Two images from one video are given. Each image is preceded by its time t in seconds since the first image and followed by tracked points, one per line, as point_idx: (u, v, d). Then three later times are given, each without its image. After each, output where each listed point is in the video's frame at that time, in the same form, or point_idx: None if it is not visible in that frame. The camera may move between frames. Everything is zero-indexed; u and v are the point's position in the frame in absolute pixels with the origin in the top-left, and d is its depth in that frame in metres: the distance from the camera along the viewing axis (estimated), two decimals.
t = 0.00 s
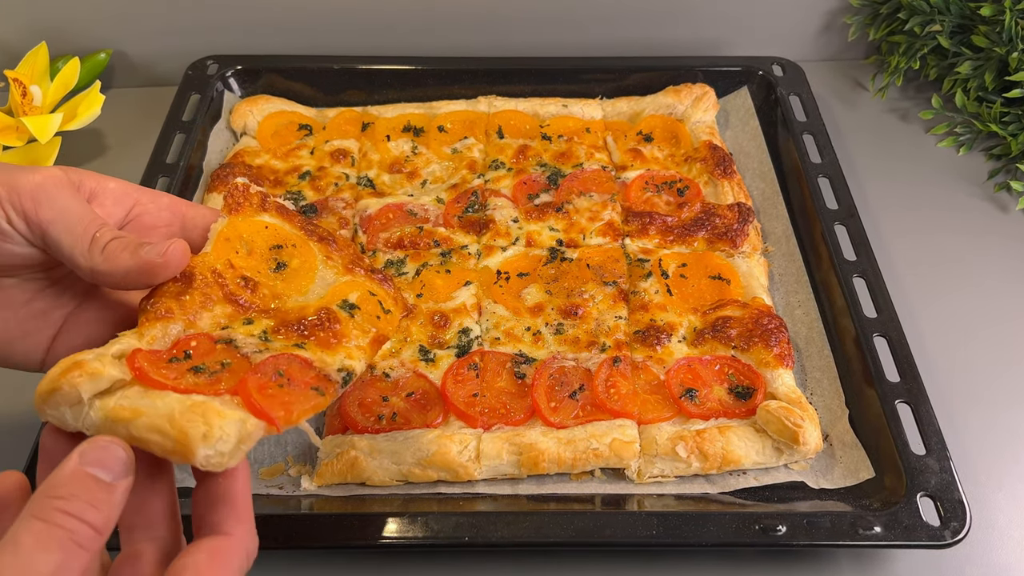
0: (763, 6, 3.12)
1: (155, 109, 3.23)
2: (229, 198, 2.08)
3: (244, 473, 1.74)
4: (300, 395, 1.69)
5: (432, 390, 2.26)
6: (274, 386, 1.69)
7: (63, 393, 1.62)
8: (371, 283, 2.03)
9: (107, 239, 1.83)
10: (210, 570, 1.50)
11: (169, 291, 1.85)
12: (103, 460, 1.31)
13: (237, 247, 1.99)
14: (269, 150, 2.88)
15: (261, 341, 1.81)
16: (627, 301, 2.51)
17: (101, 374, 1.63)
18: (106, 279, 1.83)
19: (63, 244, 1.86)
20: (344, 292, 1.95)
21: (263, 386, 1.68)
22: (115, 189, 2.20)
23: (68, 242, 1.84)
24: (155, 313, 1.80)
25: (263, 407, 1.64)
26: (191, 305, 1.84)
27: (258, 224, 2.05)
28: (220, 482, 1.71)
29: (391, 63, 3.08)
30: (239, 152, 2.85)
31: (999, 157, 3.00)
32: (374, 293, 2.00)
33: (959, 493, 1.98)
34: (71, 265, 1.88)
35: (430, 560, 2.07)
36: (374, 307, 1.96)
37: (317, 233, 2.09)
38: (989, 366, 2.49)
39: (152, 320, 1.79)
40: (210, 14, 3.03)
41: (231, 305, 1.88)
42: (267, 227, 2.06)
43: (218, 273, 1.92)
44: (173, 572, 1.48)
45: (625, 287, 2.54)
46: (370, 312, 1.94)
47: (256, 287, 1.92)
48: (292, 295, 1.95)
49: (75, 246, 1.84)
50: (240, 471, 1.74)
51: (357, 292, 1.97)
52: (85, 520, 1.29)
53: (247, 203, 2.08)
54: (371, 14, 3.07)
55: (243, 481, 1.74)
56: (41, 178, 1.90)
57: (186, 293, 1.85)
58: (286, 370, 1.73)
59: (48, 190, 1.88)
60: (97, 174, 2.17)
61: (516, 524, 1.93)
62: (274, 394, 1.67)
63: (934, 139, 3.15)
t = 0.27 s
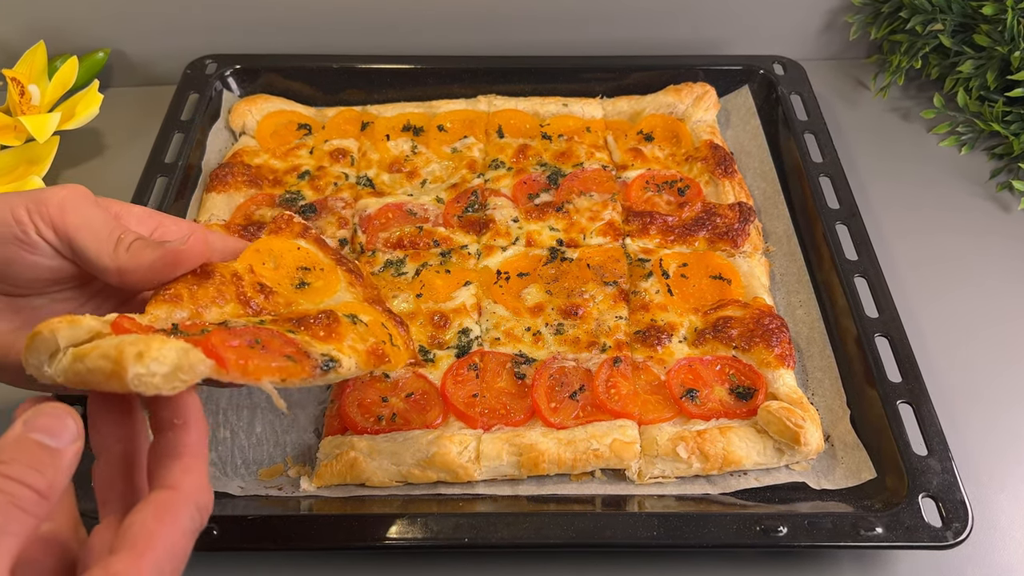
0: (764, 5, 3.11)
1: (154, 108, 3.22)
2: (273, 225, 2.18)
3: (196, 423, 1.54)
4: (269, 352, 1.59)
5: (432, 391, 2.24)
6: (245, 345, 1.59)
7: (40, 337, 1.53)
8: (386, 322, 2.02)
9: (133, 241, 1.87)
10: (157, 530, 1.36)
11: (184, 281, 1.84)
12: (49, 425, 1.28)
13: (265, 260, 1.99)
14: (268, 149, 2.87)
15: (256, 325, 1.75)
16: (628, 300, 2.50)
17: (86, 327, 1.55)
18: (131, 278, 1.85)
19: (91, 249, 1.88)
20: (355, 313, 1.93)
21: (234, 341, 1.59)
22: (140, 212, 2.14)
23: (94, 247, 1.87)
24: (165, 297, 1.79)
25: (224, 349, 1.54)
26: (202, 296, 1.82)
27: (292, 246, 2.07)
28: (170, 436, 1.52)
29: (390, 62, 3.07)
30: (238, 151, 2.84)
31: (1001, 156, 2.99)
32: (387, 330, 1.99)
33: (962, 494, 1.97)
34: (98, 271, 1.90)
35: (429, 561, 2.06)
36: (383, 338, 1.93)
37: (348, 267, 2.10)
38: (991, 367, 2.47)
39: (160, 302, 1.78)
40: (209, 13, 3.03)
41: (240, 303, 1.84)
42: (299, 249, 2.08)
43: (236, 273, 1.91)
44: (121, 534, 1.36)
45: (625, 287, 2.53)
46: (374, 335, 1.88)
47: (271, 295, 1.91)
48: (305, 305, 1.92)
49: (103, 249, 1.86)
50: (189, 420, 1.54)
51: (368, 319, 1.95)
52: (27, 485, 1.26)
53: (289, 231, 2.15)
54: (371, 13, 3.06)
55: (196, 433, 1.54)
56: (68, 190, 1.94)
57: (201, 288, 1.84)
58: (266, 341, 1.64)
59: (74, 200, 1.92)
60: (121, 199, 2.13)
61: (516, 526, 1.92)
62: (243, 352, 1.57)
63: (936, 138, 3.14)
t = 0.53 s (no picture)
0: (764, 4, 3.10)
1: (152, 107, 3.21)
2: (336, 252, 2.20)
3: (157, 401, 1.49)
4: (237, 340, 1.55)
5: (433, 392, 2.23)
6: (217, 331, 1.56)
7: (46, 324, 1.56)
8: (401, 363, 1.88)
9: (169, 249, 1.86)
10: (112, 504, 1.31)
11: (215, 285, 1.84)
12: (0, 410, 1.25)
13: (308, 279, 2.01)
14: (267, 149, 2.86)
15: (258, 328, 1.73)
16: (628, 300, 2.49)
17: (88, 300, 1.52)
18: (169, 285, 1.83)
19: (131, 259, 1.87)
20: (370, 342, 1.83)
21: (205, 325, 1.56)
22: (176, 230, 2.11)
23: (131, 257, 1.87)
24: (187, 299, 1.77)
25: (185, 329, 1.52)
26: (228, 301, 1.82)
27: (340, 274, 2.07)
28: (131, 412, 1.47)
29: (390, 61, 3.06)
30: (237, 151, 2.83)
31: (1003, 155, 2.98)
32: (400, 373, 1.84)
33: (963, 495, 1.96)
34: (137, 282, 1.88)
35: (428, 561, 2.05)
36: (390, 376, 1.80)
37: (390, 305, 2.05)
38: (992, 368, 2.46)
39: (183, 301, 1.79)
40: (208, 12, 3.02)
41: (262, 314, 1.82)
42: (348, 278, 2.07)
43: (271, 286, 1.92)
44: (78, 507, 1.32)
45: (626, 286, 2.52)
46: (374, 367, 1.76)
47: (297, 315, 1.88)
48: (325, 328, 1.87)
49: (142, 258, 1.86)
50: (149, 399, 1.49)
51: (385, 354, 1.84)
52: None
53: (349, 260, 2.17)
54: (370, 12, 3.05)
55: (157, 411, 1.49)
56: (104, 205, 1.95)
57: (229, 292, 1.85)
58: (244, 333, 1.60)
59: (111, 214, 1.93)
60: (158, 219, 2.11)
61: (516, 526, 1.91)
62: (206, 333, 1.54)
63: (938, 138, 3.13)
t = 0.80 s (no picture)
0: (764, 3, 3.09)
1: (151, 106, 3.20)
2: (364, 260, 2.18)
3: (203, 427, 1.57)
4: (228, 340, 1.52)
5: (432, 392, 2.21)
6: (212, 330, 1.53)
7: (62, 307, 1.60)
8: (406, 374, 1.84)
9: (190, 242, 1.88)
10: (162, 516, 1.35)
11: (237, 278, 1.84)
12: (52, 425, 1.25)
13: (327, 283, 1.98)
14: (266, 148, 2.85)
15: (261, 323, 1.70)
16: (629, 300, 2.48)
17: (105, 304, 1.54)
18: (190, 277, 1.83)
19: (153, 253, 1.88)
20: (376, 348, 1.80)
21: (200, 325, 1.54)
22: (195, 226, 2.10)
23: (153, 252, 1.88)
24: (202, 291, 1.77)
25: (173, 332, 1.50)
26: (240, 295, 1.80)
27: (361, 281, 2.05)
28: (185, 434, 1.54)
29: (389, 60, 3.05)
30: (236, 150, 2.82)
31: (1005, 155, 2.97)
32: (403, 383, 1.82)
33: (965, 496, 1.95)
34: (158, 275, 1.89)
35: (427, 563, 2.04)
36: (390, 385, 1.76)
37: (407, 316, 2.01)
38: (994, 369, 2.45)
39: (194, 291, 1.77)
40: (206, 11, 3.01)
41: (274, 313, 1.80)
42: (368, 286, 2.04)
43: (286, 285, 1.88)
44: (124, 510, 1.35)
45: (626, 286, 2.51)
46: (373, 372, 1.72)
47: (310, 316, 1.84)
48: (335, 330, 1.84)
49: (163, 252, 1.87)
50: (197, 424, 1.56)
51: (389, 362, 1.80)
52: (23, 477, 1.21)
53: (374, 268, 2.14)
54: (369, 11, 3.04)
55: (202, 437, 1.56)
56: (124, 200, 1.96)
57: (245, 288, 1.82)
58: (239, 329, 1.57)
59: (132, 209, 1.95)
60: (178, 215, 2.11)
61: (516, 527, 1.90)
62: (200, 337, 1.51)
63: (940, 137, 3.11)
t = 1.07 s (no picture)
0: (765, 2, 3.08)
1: (150, 106, 3.20)
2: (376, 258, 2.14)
3: (338, 434, 1.70)
4: (211, 340, 1.52)
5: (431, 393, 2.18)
6: (197, 328, 1.53)
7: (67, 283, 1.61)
8: (396, 379, 1.78)
9: (197, 229, 1.91)
10: (282, 506, 1.46)
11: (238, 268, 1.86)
12: (183, 434, 1.38)
13: (330, 280, 1.93)
14: (265, 147, 2.84)
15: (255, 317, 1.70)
16: (629, 301, 2.47)
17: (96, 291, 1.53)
18: (198, 263, 1.88)
19: (160, 237, 1.92)
20: (365, 352, 1.74)
21: (186, 321, 1.53)
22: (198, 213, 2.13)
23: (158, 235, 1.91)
24: (203, 277, 1.78)
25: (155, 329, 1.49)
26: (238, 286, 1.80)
27: (366, 281, 2.00)
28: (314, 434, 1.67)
29: (389, 60, 3.04)
30: (235, 150, 2.81)
31: (1007, 154, 2.96)
32: (394, 387, 1.77)
33: (967, 497, 1.94)
34: (163, 259, 1.93)
35: (427, 564, 2.03)
36: (379, 389, 1.73)
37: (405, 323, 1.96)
38: (995, 370, 2.43)
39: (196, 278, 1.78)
40: (205, 10, 3.00)
41: (272, 306, 1.79)
42: (371, 286, 1.99)
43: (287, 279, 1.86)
44: (250, 501, 1.47)
45: (627, 286, 2.50)
46: (360, 375, 1.69)
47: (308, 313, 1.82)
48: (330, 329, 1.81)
49: (171, 237, 1.91)
50: (333, 430, 1.69)
51: (379, 365, 1.74)
52: (172, 480, 1.32)
53: (379, 269, 2.09)
54: (368, 10, 3.03)
55: (333, 442, 1.68)
56: (132, 183, 1.99)
57: (246, 278, 1.83)
58: (227, 327, 1.57)
59: (140, 193, 1.97)
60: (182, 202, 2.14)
61: (515, 528, 1.89)
62: (185, 334, 1.51)
63: (942, 136, 3.10)
